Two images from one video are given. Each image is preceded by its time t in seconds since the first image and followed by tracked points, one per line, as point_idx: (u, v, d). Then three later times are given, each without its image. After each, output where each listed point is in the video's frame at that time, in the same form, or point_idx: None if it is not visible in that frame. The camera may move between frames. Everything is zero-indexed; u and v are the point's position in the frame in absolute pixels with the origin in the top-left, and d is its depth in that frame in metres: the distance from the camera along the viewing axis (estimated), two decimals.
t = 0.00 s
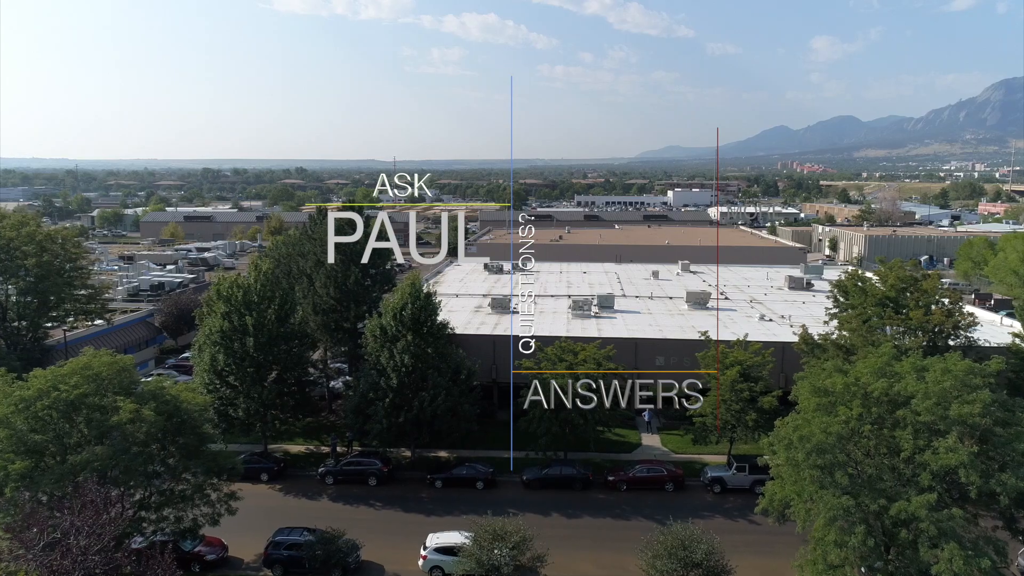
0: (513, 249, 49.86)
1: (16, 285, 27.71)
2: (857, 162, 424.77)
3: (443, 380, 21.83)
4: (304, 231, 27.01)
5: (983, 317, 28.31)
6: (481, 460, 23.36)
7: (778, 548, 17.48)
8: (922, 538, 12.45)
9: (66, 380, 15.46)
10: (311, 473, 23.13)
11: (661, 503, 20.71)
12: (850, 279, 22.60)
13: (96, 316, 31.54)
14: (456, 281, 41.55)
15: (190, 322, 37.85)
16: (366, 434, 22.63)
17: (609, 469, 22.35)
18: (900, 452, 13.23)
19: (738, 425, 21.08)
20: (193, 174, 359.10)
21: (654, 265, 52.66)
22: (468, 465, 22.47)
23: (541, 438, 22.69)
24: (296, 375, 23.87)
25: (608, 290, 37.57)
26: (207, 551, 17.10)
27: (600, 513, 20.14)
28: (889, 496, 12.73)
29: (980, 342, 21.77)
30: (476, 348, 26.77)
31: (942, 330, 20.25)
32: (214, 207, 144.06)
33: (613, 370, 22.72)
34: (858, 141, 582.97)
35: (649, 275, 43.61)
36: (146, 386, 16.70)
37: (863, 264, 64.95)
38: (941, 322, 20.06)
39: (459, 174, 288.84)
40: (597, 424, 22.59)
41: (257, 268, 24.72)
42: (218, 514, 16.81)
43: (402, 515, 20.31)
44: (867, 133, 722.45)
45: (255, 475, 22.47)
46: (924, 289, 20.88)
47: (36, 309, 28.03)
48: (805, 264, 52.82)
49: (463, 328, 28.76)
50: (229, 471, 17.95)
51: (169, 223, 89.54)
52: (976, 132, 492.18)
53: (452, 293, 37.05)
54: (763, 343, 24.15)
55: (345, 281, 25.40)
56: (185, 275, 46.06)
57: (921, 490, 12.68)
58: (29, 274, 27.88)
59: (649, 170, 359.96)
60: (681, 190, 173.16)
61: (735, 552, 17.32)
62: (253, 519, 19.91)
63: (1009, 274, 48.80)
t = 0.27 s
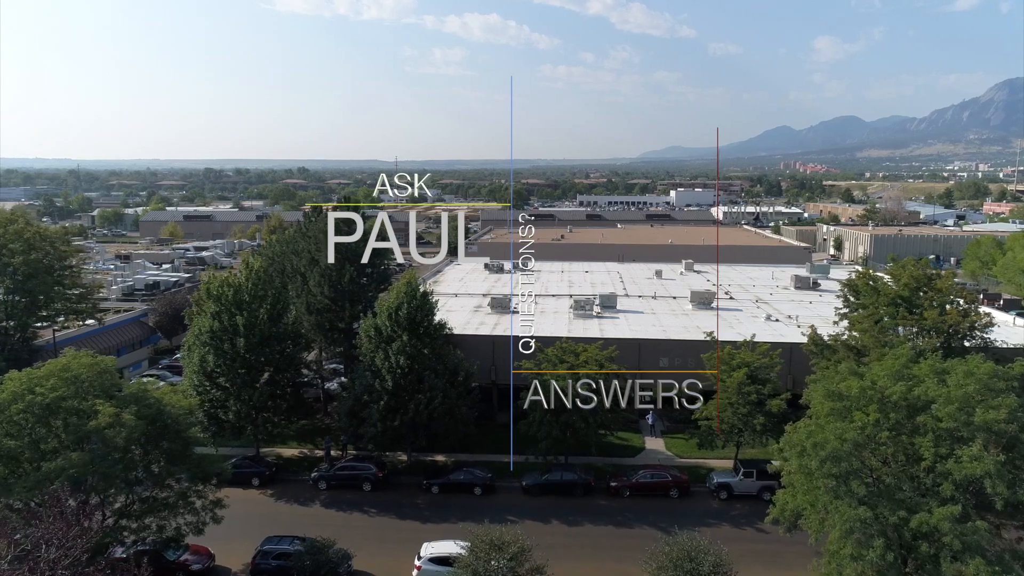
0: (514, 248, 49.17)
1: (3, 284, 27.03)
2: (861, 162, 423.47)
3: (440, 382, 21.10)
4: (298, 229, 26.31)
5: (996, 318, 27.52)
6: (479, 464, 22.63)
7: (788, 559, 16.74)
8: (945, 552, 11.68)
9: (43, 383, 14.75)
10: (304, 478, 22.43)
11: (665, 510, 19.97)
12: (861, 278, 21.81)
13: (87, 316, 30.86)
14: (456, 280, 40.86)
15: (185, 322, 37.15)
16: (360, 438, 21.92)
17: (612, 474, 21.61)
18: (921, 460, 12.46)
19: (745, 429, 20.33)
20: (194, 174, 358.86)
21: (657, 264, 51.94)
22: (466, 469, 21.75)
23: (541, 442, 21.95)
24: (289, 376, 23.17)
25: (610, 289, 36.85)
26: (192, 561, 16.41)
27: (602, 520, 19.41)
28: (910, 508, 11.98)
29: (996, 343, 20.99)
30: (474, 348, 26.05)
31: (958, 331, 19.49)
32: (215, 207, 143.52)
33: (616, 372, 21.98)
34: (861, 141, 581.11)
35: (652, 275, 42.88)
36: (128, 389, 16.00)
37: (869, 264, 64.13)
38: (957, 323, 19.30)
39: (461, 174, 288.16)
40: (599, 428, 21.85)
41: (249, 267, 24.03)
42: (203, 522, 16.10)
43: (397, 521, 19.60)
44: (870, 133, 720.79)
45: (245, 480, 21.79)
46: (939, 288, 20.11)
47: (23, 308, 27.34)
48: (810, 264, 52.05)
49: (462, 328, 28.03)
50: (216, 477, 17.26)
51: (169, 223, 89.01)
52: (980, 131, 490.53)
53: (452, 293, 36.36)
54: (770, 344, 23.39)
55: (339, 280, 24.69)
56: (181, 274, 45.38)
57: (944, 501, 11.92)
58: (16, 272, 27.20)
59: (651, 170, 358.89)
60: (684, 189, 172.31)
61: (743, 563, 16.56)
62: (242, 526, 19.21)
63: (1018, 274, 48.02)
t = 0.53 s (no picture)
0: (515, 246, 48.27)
1: None
2: (864, 162, 421.99)
3: (436, 385, 20.20)
4: (290, 225, 25.43)
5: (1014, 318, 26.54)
6: (476, 470, 21.75)
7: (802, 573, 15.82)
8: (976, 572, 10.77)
9: (10, 386, 13.90)
10: (294, 484, 21.56)
11: (671, 519, 19.09)
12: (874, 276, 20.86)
13: (75, 315, 30.02)
14: (455, 279, 39.99)
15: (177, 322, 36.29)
16: (352, 443, 21.03)
17: (614, 481, 20.72)
18: (948, 471, 11.55)
19: (754, 434, 19.44)
20: (196, 173, 358.31)
21: (661, 263, 51.03)
22: (463, 475, 20.87)
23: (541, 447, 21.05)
24: (279, 378, 22.30)
25: (613, 289, 35.96)
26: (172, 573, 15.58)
27: (604, 529, 18.53)
28: (937, 523, 11.07)
29: (1017, 344, 20.04)
30: (471, 349, 25.19)
31: (978, 332, 18.56)
32: (215, 206, 142.88)
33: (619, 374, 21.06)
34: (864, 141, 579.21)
35: (656, 273, 41.97)
36: (103, 392, 15.15)
37: (876, 264, 63.12)
38: (977, 323, 18.37)
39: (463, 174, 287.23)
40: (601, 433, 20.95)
41: (238, 265, 23.17)
42: (182, 534, 15.26)
43: (389, 530, 18.74)
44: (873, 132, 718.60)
45: (233, 487, 20.95)
46: (958, 286, 19.17)
47: (7, 308, 26.50)
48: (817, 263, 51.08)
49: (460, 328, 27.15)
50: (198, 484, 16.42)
51: (168, 222, 88.26)
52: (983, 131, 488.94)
53: (450, 292, 35.50)
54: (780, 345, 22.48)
55: (332, 278, 23.82)
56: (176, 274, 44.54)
57: (975, 516, 11.00)
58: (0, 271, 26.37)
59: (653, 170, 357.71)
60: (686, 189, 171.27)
61: None
62: (227, 535, 18.37)
63: None
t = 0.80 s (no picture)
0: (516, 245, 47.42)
1: None
2: (867, 161, 420.57)
3: (429, 387, 19.29)
4: (280, 222, 24.54)
5: None
6: (472, 476, 20.86)
7: None
8: None
9: None
10: (282, 490, 20.68)
11: (675, 528, 18.19)
12: (888, 274, 19.91)
13: (61, 315, 29.15)
14: (453, 278, 39.12)
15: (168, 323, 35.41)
16: (343, 448, 20.14)
17: (616, 488, 19.82)
18: (979, 484, 10.62)
19: (763, 440, 18.54)
20: (197, 173, 357.84)
21: (664, 262, 50.13)
22: (458, 482, 19.97)
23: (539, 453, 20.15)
24: (267, 380, 21.41)
25: (615, 288, 35.06)
26: None
27: (605, 539, 17.64)
28: (968, 541, 10.17)
29: None
30: (468, 350, 24.29)
31: (1000, 333, 17.62)
32: (215, 205, 142.05)
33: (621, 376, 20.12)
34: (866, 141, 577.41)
35: (659, 273, 41.07)
36: (73, 396, 14.27)
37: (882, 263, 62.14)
38: (999, 324, 17.43)
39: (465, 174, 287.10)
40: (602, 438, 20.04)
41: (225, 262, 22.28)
42: (156, 548, 14.39)
43: (380, 540, 17.87)
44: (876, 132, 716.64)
45: (218, 493, 20.09)
46: (977, 285, 18.22)
47: None
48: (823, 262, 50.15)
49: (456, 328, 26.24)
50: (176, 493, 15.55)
51: (166, 221, 87.50)
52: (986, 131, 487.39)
53: (448, 291, 34.63)
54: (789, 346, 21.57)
55: (323, 276, 22.94)
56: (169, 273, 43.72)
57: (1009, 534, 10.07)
58: None
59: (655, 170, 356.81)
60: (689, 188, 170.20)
61: None
62: (209, 545, 17.50)
63: None
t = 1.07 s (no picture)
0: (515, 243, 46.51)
1: None
2: (869, 161, 419.21)
3: (422, 391, 18.39)
4: (269, 218, 23.65)
5: None
6: (467, 483, 19.96)
7: None
8: None
9: None
10: (268, 498, 19.78)
11: (680, 539, 17.29)
12: (903, 272, 18.95)
13: (44, 315, 28.22)
14: (451, 278, 38.21)
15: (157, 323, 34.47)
16: (331, 454, 19.24)
17: (617, 496, 18.92)
18: (1017, 501, 9.68)
19: (772, 446, 17.62)
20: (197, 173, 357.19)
21: (666, 261, 49.22)
22: (452, 490, 19.06)
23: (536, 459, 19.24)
24: (253, 383, 20.54)
25: (616, 287, 34.17)
26: None
27: (606, 551, 16.74)
28: (1004, 563, 9.27)
29: None
30: (463, 351, 23.41)
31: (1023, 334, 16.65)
32: (215, 205, 141.21)
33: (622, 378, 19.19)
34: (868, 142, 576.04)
35: (661, 271, 40.15)
36: (38, 401, 13.39)
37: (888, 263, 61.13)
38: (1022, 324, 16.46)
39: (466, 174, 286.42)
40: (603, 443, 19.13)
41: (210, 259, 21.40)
42: (126, 564, 13.49)
43: (369, 551, 16.98)
44: (878, 132, 715.23)
45: (201, 501, 19.21)
46: (998, 284, 17.25)
47: None
48: (828, 261, 49.19)
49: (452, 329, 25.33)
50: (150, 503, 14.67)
51: (163, 220, 86.71)
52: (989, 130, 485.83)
53: (445, 290, 33.74)
54: (798, 347, 20.64)
55: (313, 275, 22.07)
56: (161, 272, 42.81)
57: None
58: None
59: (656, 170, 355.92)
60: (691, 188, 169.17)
61: None
62: (189, 557, 16.62)
63: None
